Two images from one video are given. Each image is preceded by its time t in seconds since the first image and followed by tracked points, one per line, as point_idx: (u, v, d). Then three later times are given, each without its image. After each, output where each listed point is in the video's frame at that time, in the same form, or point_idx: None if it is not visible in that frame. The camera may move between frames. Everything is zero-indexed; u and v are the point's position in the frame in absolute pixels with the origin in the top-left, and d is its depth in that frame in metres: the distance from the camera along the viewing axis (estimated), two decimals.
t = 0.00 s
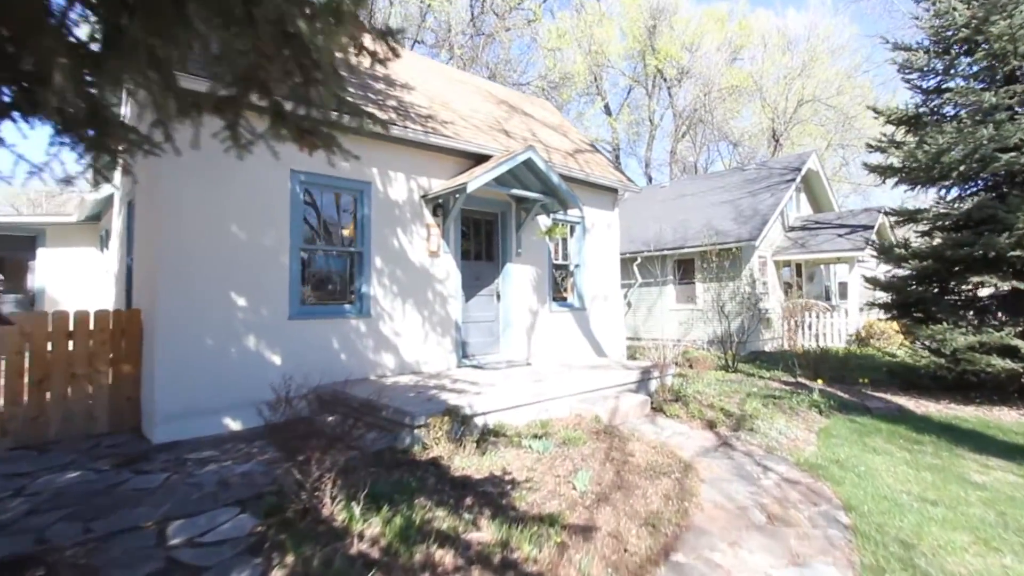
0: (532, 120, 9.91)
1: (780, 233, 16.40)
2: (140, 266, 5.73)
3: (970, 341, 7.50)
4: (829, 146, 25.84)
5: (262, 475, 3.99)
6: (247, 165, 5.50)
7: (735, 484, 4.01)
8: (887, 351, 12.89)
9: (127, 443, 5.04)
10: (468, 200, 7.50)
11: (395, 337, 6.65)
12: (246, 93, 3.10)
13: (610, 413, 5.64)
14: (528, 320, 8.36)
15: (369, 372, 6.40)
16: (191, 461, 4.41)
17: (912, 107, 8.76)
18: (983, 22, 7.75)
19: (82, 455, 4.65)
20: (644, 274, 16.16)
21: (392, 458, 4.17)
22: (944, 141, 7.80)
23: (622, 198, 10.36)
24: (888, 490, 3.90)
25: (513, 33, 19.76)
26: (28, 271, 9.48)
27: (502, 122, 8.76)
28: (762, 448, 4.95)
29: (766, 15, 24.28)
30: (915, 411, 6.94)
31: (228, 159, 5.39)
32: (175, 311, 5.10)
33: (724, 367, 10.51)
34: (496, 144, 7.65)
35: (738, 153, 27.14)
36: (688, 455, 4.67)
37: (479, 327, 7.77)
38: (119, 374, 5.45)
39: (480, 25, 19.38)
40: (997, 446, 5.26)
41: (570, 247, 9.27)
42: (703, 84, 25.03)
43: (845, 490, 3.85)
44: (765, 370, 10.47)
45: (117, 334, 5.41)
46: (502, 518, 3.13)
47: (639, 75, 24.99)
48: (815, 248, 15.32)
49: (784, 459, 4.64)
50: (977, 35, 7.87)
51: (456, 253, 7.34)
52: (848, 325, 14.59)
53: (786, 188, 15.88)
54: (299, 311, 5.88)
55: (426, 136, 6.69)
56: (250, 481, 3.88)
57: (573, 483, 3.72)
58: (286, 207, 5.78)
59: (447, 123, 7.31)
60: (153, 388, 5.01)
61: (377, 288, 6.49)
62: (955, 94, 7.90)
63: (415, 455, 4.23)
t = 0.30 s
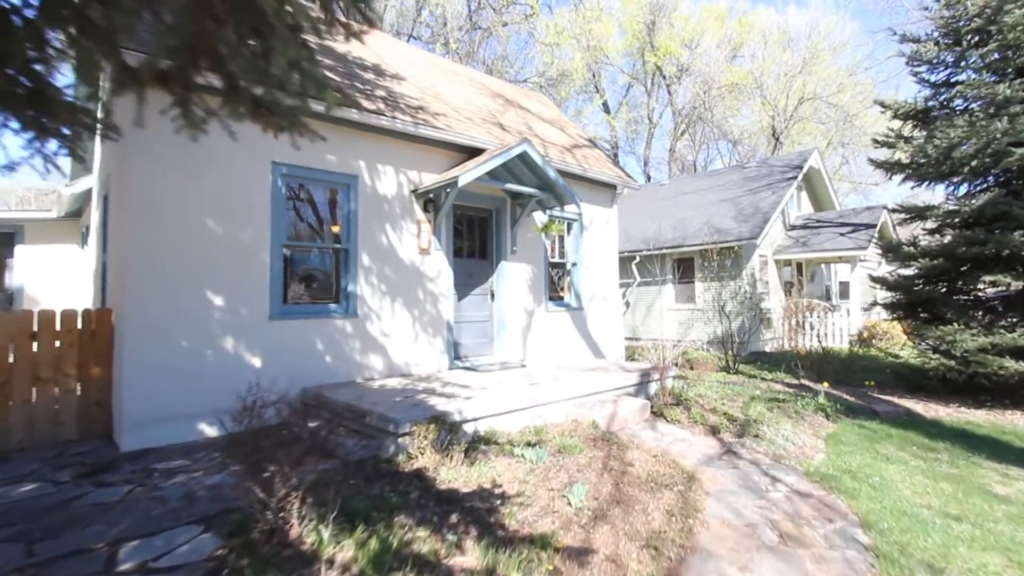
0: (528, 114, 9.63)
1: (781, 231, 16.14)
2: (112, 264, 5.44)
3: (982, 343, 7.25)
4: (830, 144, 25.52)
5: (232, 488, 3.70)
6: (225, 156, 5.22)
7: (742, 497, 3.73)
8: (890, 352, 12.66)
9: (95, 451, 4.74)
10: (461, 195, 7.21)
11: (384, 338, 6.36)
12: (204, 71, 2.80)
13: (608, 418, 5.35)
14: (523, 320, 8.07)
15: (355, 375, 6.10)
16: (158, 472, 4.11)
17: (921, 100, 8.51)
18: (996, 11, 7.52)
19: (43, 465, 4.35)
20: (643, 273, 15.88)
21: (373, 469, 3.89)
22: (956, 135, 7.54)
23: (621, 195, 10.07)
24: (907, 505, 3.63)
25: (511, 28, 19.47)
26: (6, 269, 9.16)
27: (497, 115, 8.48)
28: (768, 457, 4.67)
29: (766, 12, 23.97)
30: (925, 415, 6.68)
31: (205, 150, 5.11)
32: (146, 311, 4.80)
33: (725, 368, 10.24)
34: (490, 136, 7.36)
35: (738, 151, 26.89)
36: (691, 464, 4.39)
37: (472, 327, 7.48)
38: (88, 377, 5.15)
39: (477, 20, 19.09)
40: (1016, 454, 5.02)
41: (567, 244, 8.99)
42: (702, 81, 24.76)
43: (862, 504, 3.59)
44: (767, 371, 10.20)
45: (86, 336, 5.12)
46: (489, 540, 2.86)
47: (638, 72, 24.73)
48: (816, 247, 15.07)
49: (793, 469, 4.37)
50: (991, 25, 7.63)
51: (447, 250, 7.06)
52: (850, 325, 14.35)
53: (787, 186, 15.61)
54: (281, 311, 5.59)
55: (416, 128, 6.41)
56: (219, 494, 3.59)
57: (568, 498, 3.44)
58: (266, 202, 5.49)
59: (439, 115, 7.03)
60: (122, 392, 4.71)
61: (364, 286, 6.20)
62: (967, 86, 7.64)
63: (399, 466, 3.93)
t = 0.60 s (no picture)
0: (525, 106, 9.32)
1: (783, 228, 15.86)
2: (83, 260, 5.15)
3: (996, 344, 7.00)
4: (831, 141, 25.24)
5: (200, 502, 3.43)
6: (201, 146, 4.94)
7: (751, 513, 3.47)
8: (894, 351, 12.41)
9: (61, 459, 4.46)
10: (454, 189, 6.92)
11: (372, 339, 6.07)
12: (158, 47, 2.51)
13: (606, 423, 5.07)
14: (519, 319, 7.79)
15: (342, 377, 5.82)
16: (124, 484, 3.84)
17: (932, 93, 8.26)
18: None
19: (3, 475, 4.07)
20: (643, 270, 15.61)
21: (353, 481, 3.62)
22: (969, 127, 7.32)
23: (621, 190, 9.77)
24: (928, 522, 3.38)
25: (509, 21, 19.21)
26: None
27: (492, 106, 8.19)
28: (776, 466, 4.40)
29: (768, 7, 23.63)
30: (936, 419, 6.42)
31: (180, 139, 4.83)
32: (116, 310, 4.51)
33: (727, 367, 9.97)
34: (484, 128, 7.07)
35: (738, 148, 26.61)
36: (694, 475, 4.12)
37: (465, 327, 7.19)
38: (57, 380, 4.86)
39: (475, 13, 18.85)
40: None
41: (565, 240, 8.70)
42: (703, 77, 24.47)
43: (881, 523, 3.34)
44: (770, 371, 9.93)
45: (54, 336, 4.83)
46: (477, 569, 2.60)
47: (637, 67, 24.42)
48: (819, 244, 14.81)
49: (803, 480, 4.11)
50: (1006, 13, 7.34)
51: (439, 246, 6.77)
52: (853, 324, 14.10)
53: (790, 182, 15.32)
54: (262, 310, 5.31)
55: (406, 118, 6.13)
56: (184, 510, 3.32)
57: (562, 515, 3.18)
58: (245, 195, 5.20)
59: (430, 105, 6.74)
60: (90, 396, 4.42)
61: (351, 284, 5.91)
62: (979, 78, 7.40)
63: (381, 478, 3.65)
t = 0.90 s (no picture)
0: (523, 98, 9.04)
1: (786, 226, 15.57)
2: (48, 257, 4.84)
3: (1014, 345, 6.77)
4: (835, 138, 24.90)
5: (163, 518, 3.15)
6: (177, 134, 4.66)
7: (762, 530, 3.20)
8: (900, 352, 12.14)
9: (25, 468, 4.18)
10: (447, 183, 6.65)
11: (362, 338, 5.82)
12: (93, 10, 2.21)
13: (606, 429, 4.79)
14: (515, 318, 7.52)
15: (329, 380, 5.55)
16: (85, 496, 3.56)
17: (946, 83, 8.11)
18: None
19: None
20: (644, 268, 15.34)
21: (332, 494, 3.34)
22: (988, 118, 7.13)
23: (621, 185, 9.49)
24: (957, 543, 3.12)
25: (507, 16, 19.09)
26: None
27: (488, 97, 7.92)
28: (787, 476, 4.12)
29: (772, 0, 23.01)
30: (950, 424, 6.15)
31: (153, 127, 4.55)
32: (84, 308, 4.22)
33: (730, 368, 9.69)
34: (479, 119, 6.80)
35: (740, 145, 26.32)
36: (699, 485, 3.85)
37: (459, 326, 6.92)
38: (23, 384, 4.58)
39: (473, 6, 18.65)
40: None
41: (563, 237, 8.42)
42: (704, 73, 24.18)
43: (906, 545, 3.07)
44: (774, 372, 9.66)
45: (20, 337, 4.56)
46: None
47: (638, 63, 24.10)
48: (823, 242, 14.52)
49: (817, 491, 3.84)
50: None
51: (432, 242, 6.51)
52: (858, 323, 13.84)
53: (794, 178, 15.02)
54: (242, 309, 5.04)
55: (396, 108, 5.86)
56: (145, 526, 3.04)
57: (557, 534, 2.90)
58: (224, 186, 4.94)
59: (422, 94, 6.49)
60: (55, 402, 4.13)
61: (338, 282, 5.64)
62: (997, 67, 7.21)
63: (358, 492, 3.29)
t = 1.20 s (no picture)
0: (521, 90, 8.76)
1: (792, 222, 15.24)
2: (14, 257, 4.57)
3: None
4: (840, 133, 24.47)
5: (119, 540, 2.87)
6: (149, 125, 4.41)
7: (776, 555, 2.92)
8: (909, 352, 11.83)
9: None
10: (440, 176, 6.36)
11: (350, 339, 5.54)
12: None
13: (606, 437, 4.51)
14: (512, 318, 7.23)
15: (316, 384, 5.28)
16: (41, 512, 3.29)
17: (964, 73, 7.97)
18: None
19: None
20: (646, 265, 15.05)
21: (306, 513, 3.06)
22: (1010, 108, 6.93)
23: (623, 179, 9.19)
24: (991, 571, 2.84)
25: (506, 9, 19.15)
26: None
27: (485, 88, 7.64)
28: (800, 490, 3.83)
29: None
30: (968, 430, 5.86)
31: (123, 117, 4.29)
32: (47, 308, 3.95)
33: (734, 369, 9.40)
34: (474, 109, 6.51)
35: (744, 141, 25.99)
36: (706, 501, 3.57)
37: (454, 326, 6.64)
38: None
39: None
40: None
41: (563, 234, 8.13)
42: (708, 67, 23.87)
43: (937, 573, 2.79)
44: (780, 373, 9.38)
45: None
46: None
47: (641, 57, 23.77)
48: (830, 239, 14.21)
49: (833, 508, 3.55)
50: None
51: (425, 239, 6.23)
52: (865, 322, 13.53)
53: (800, 174, 14.69)
54: (222, 310, 4.76)
55: (386, 97, 5.59)
56: (97, 550, 2.77)
57: (551, 562, 2.63)
58: (201, 180, 4.68)
59: (414, 83, 6.22)
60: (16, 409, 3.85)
61: (324, 280, 5.37)
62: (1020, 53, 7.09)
63: (333, 512, 3.00)
